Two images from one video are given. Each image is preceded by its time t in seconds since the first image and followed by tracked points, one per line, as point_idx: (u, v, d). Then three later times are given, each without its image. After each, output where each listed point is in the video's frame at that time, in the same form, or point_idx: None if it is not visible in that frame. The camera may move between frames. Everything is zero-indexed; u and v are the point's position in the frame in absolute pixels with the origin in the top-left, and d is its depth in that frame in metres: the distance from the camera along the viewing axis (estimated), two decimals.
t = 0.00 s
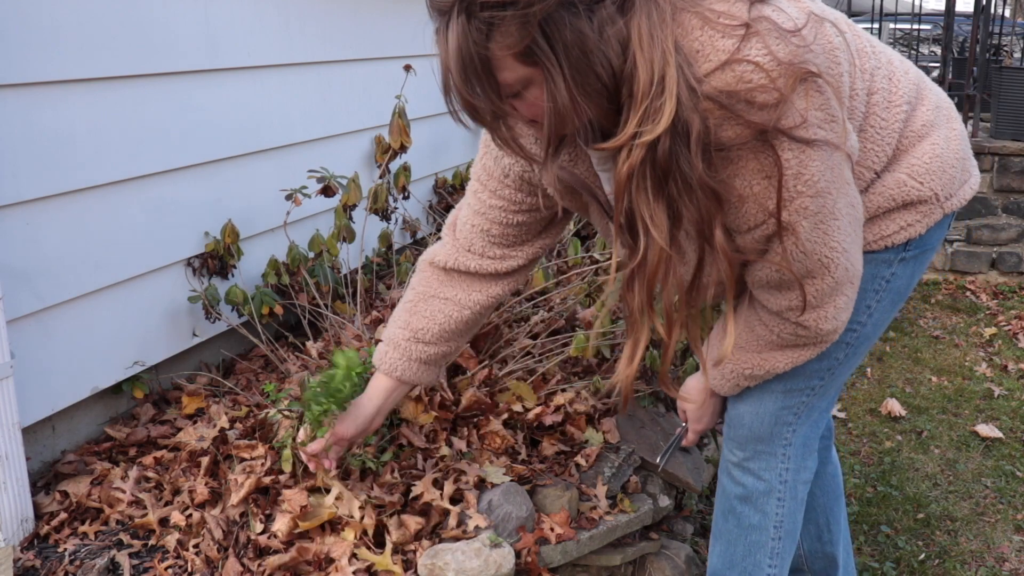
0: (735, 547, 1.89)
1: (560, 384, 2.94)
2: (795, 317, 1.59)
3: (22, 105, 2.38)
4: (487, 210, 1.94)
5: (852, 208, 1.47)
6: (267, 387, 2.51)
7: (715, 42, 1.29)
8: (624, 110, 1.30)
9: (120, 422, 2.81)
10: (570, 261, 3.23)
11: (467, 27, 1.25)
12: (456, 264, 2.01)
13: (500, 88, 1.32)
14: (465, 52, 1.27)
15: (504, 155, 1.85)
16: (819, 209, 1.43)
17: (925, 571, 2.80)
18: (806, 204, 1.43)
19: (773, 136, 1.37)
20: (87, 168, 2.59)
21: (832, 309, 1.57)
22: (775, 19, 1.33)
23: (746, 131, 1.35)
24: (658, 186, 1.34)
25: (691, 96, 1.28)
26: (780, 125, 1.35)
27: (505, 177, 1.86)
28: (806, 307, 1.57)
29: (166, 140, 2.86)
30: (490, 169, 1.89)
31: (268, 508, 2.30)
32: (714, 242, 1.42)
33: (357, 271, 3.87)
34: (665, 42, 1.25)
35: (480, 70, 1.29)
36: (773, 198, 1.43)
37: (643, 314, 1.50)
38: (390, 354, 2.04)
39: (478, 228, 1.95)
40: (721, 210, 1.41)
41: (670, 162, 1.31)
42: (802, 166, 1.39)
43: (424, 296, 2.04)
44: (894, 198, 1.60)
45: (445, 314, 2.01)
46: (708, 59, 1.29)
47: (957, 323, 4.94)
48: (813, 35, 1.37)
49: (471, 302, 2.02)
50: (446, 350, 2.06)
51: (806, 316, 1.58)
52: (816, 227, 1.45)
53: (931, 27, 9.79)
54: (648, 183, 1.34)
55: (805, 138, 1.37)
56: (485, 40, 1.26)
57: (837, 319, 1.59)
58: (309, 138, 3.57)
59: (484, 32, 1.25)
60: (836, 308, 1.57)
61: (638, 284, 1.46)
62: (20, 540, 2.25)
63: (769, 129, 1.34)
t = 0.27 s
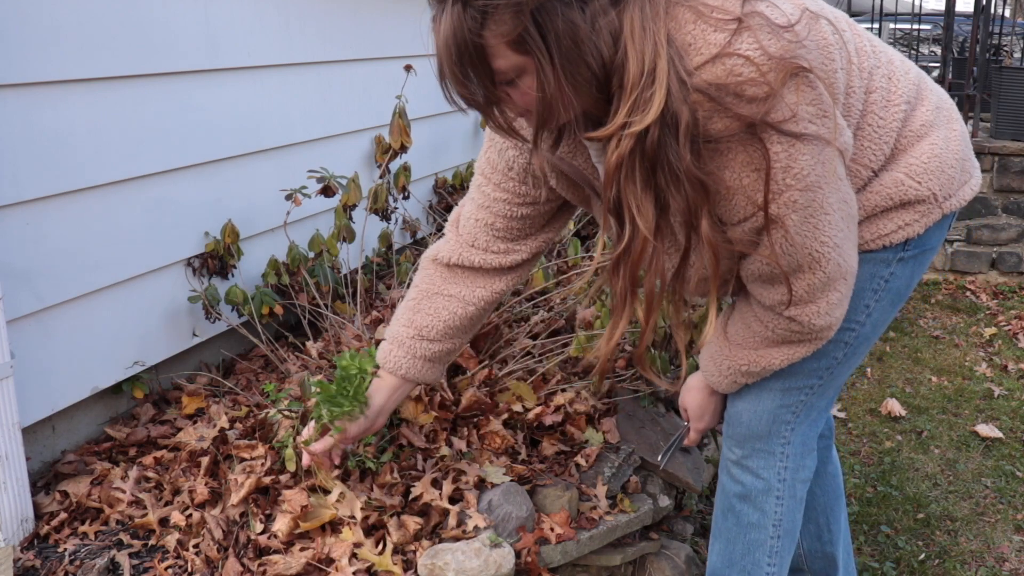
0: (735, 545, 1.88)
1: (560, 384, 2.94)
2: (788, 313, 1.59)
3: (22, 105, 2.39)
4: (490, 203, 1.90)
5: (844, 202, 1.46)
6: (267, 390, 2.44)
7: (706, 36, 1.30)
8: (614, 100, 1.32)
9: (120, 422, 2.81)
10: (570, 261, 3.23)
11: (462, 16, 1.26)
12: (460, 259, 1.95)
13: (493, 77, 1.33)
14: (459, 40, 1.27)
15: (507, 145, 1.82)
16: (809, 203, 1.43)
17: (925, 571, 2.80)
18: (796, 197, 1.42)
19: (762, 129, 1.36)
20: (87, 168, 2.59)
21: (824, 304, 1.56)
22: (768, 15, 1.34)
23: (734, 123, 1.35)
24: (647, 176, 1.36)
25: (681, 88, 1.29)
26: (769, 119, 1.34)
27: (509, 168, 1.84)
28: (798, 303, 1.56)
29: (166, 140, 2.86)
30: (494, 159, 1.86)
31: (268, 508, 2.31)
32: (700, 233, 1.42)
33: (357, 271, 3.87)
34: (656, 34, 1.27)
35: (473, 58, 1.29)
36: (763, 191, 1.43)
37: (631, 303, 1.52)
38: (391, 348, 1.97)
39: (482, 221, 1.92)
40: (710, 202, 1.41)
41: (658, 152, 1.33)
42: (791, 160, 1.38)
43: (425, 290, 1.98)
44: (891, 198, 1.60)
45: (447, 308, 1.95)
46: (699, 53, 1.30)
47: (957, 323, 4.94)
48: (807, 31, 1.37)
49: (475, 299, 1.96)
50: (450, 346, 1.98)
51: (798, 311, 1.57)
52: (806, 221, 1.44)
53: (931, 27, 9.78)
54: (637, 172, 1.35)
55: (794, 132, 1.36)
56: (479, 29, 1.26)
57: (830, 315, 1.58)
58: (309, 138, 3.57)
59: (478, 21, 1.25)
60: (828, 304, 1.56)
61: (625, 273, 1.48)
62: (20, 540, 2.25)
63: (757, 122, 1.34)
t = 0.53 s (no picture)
0: (735, 543, 1.88)
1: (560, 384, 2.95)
2: (787, 313, 1.58)
3: (22, 105, 2.39)
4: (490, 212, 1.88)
5: (840, 204, 1.46)
6: (267, 388, 2.49)
7: (699, 41, 1.30)
8: (608, 106, 1.31)
9: (120, 422, 2.81)
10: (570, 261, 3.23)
11: (457, 23, 1.26)
12: (462, 269, 1.91)
13: (490, 84, 1.32)
14: (454, 48, 1.27)
15: (504, 152, 1.81)
16: (805, 205, 1.42)
17: (925, 571, 2.80)
18: (791, 200, 1.42)
19: (755, 133, 1.36)
20: (87, 168, 2.59)
21: (823, 305, 1.56)
22: (761, 19, 1.33)
23: (726, 128, 1.35)
24: (641, 181, 1.36)
25: (674, 93, 1.28)
26: (762, 123, 1.35)
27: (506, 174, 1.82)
28: (797, 303, 1.56)
29: (166, 141, 2.86)
30: (492, 164, 1.84)
31: (268, 508, 2.31)
32: (694, 236, 1.42)
33: (357, 271, 3.87)
34: (650, 40, 1.26)
35: (469, 65, 1.29)
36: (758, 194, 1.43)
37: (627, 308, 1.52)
38: (396, 365, 1.93)
39: (482, 231, 1.89)
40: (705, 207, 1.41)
41: (651, 158, 1.32)
42: (785, 163, 1.38)
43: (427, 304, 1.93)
44: (890, 198, 1.60)
45: (452, 321, 1.90)
46: (691, 58, 1.30)
47: (957, 323, 4.94)
48: (800, 34, 1.37)
49: (480, 309, 1.92)
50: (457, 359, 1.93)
51: (797, 312, 1.57)
52: (802, 223, 1.44)
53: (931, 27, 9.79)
54: (631, 178, 1.35)
55: (788, 135, 1.36)
56: (473, 36, 1.26)
57: (829, 315, 1.58)
58: (309, 138, 3.57)
59: (473, 29, 1.26)
60: (827, 304, 1.56)
61: (622, 276, 1.49)
62: (20, 540, 2.25)
63: (750, 126, 1.34)
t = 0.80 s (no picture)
0: (735, 544, 1.88)
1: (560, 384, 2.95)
2: (790, 318, 1.59)
3: (22, 105, 2.39)
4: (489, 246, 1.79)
5: (838, 210, 1.46)
6: (267, 389, 2.59)
7: (684, 53, 1.29)
8: (598, 126, 1.30)
9: (120, 422, 2.81)
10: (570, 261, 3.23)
11: (442, 51, 1.26)
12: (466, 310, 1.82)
13: (477, 109, 1.32)
14: (440, 74, 1.28)
15: (501, 181, 1.74)
16: (802, 211, 1.42)
17: (925, 571, 2.80)
18: (790, 207, 1.41)
19: (748, 141, 1.36)
20: (87, 168, 2.59)
21: (826, 309, 1.56)
22: (745, 28, 1.33)
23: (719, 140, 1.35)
24: (636, 201, 1.35)
25: (664, 110, 1.28)
26: (755, 132, 1.35)
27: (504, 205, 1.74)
28: (799, 309, 1.56)
29: (165, 141, 2.86)
30: (489, 195, 1.76)
31: (268, 508, 2.31)
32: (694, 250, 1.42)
33: (357, 271, 3.87)
34: (636, 58, 1.25)
35: (455, 92, 1.29)
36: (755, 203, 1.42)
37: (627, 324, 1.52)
38: (404, 415, 1.82)
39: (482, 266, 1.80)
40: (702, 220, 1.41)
41: (645, 176, 1.31)
42: (781, 170, 1.38)
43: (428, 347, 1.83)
44: (888, 197, 1.60)
45: (459, 364, 1.81)
46: (679, 72, 1.30)
47: (957, 323, 4.94)
48: (784, 40, 1.37)
49: (488, 349, 1.83)
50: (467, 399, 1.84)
51: (800, 317, 1.58)
52: (801, 229, 1.44)
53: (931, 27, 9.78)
54: (625, 197, 1.34)
55: (781, 142, 1.36)
56: (458, 63, 1.26)
57: (832, 319, 1.58)
58: (309, 138, 3.57)
59: (457, 55, 1.26)
60: (830, 308, 1.56)
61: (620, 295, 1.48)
62: (20, 540, 2.25)
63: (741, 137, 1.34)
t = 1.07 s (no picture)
0: (735, 546, 1.88)
1: (560, 384, 2.95)
2: (792, 323, 1.58)
3: (22, 105, 2.38)
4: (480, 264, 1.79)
5: (839, 215, 1.46)
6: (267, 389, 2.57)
7: (679, 61, 1.30)
8: (594, 137, 1.31)
9: (120, 422, 2.81)
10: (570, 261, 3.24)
11: (435, 63, 1.26)
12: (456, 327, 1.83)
13: (472, 121, 1.32)
14: (434, 86, 1.27)
15: (494, 199, 1.73)
16: (803, 216, 1.42)
17: (925, 571, 2.80)
18: (790, 211, 1.41)
19: (747, 146, 1.36)
20: (87, 168, 2.59)
21: (828, 313, 1.56)
22: (740, 33, 1.34)
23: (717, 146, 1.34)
24: (634, 210, 1.35)
25: (660, 120, 1.28)
26: (753, 138, 1.35)
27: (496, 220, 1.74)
28: (801, 313, 1.56)
29: (165, 141, 2.86)
30: (482, 211, 1.76)
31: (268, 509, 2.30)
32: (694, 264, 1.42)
33: (357, 271, 3.87)
34: (631, 69, 1.26)
35: (449, 104, 1.29)
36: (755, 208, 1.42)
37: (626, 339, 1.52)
38: (395, 433, 1.85)
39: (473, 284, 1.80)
40: (701, 228, 1.41)
41: (642, 186, 1.32)
42: (781, 175, 1.38)
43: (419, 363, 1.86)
44: (889, 198, 1.60)
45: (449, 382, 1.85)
46: (675, 80, 1.30)
47: (957, 323, 4.94)
48: (780, 43, 1.37)
49: (476, 367, 1.86)
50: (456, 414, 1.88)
51: (802, 322, 1.57)
52: (802, 234, 1.44)
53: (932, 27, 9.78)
54: (622, 207, 1.35)
55: (781, 147, 1.36)
56: (452, 75, 1.26)
57: (834, 322, 1.58)
58: (309, 138, 3.57)
59: (451, 67, 1.26)
60: (831, 312, 1.56)
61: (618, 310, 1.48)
62: (20, 539, 2.25)
63: (740, 143, 1.34)
